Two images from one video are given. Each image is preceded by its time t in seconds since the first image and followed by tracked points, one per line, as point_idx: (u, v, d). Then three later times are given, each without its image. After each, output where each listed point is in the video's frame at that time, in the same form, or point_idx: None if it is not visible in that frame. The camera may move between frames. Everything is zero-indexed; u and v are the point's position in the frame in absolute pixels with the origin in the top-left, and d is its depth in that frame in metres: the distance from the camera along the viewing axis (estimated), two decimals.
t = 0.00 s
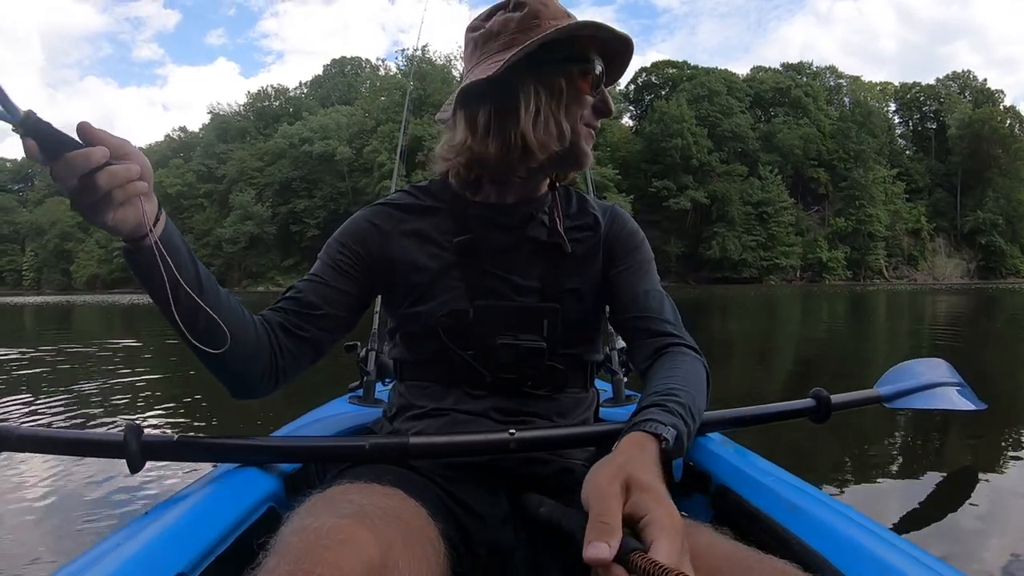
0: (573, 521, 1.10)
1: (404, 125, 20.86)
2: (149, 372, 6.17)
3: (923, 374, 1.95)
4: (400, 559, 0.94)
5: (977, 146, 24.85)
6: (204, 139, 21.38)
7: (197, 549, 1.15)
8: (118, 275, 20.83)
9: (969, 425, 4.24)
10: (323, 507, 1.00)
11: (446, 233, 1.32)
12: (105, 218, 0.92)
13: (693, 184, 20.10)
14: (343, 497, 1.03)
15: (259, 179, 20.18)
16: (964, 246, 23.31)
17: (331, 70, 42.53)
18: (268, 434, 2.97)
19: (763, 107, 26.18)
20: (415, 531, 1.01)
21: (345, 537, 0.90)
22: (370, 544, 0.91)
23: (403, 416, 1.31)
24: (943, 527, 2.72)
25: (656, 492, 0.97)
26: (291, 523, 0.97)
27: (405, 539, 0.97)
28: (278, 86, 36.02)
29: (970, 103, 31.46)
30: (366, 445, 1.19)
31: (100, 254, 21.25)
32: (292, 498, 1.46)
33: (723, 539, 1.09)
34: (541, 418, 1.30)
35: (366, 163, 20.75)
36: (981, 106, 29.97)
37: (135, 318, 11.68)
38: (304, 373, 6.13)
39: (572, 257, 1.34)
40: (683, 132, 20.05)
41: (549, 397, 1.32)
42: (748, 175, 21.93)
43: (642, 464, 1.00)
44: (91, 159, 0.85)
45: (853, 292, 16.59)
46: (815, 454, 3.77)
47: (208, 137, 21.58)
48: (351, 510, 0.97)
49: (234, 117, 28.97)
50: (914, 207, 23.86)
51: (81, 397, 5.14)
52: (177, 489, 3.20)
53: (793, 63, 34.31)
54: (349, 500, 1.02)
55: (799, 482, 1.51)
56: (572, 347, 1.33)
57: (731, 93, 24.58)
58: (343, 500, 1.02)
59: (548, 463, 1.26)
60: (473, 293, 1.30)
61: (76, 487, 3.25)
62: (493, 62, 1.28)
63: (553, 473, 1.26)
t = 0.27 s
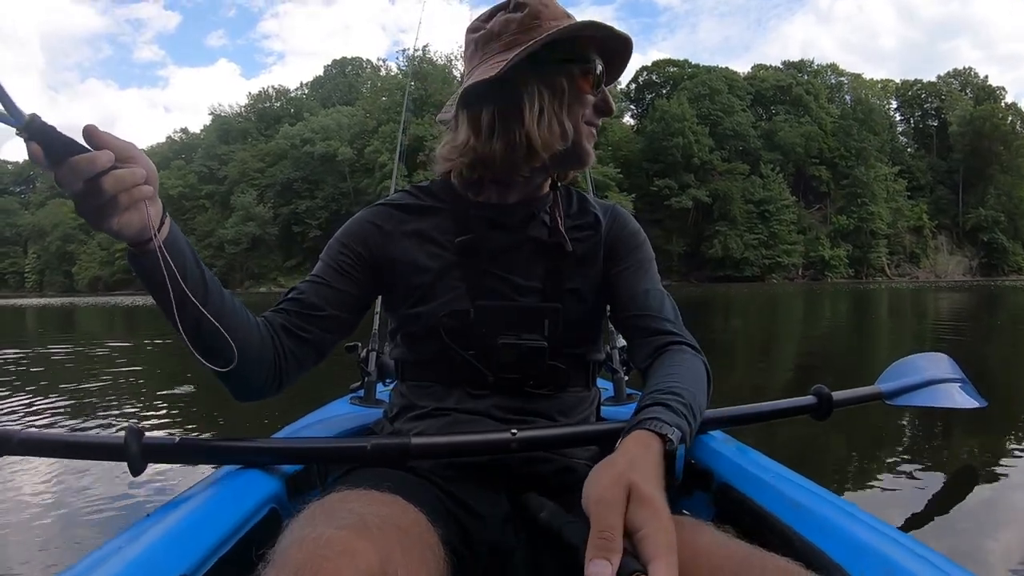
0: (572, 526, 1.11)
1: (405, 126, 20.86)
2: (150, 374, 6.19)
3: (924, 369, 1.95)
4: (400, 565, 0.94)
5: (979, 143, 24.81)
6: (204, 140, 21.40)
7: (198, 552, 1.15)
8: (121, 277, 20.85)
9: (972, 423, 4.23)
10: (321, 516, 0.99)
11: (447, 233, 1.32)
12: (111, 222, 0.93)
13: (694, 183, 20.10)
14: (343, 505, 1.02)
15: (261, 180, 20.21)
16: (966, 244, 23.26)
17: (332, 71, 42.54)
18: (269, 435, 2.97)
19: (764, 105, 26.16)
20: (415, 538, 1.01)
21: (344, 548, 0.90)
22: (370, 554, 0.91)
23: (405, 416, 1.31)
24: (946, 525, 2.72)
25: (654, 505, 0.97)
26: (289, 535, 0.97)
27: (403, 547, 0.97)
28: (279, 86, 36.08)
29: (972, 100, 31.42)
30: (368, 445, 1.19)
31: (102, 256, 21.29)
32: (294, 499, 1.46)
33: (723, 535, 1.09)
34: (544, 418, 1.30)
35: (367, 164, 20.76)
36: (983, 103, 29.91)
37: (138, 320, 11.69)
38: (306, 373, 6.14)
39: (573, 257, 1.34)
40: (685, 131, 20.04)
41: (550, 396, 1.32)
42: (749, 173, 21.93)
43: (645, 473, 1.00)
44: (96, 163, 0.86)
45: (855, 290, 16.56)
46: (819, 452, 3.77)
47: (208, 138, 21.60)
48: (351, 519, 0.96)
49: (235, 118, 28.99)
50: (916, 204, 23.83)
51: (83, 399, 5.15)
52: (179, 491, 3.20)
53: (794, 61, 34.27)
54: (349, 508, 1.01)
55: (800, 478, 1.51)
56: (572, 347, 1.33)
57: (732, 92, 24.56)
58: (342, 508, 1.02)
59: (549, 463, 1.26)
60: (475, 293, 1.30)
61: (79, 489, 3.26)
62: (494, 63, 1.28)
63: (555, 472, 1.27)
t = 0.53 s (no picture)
0: (571, 530, 1.11)
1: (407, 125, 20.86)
2: (152, 374, 6.19)
3: (924, 368, 1.95)
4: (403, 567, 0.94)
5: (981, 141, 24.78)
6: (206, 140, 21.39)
7: (199, 553, 1.15)
8: (123, 277, 20.87)
9: (974, 421, 4.23)
10: (324, 520, 1.00)
11: (447, 232, 1.32)
12: (133, 208, 0.93)
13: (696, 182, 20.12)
14: (346, 508, 1.02)
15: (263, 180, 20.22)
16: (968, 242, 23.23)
17: (334, 71, 42.53)
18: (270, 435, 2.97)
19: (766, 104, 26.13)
20: (417, 539, 1.01)
21: (347, 552, 0.90)
22: (374, 556, 0.91)
23: (405, 415, 1.31)
24: (947, 525, 2.71)
25: (650, 509, 0.96)
26: (293, 539, 0.97)
27: (406, 549, 0.97)
28: (281, 86, 36.16)
29: (973, 98, 31.38)
30: (370, 445, 1.19)
31: (105, 256, 21.30)
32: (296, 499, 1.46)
33: (723, 534, 1.09)
34: (544, 417, 1.30)
35: (369, 164, 20.78)
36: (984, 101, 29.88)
37: (140, 321, 11.70)
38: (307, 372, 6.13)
39: (573, 257, 1.34)
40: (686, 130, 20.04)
41: (549, 395, 1.32)
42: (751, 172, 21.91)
43: (641, 474, 0.99)
44: (122, 144, 0.86)
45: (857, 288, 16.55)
46: (821, 451, 3.76)
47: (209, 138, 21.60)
48: (353, 522, 0.97)
49: (237, 118, 29.05)
50: (918, 203, 23.82)
51: (84, 399, 5.15)
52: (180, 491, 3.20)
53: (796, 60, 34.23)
54: (352, 512, 1.01)
55: (800, 477, 1.51)
56: (573, 347, 1.34)
57: (734, 90, 24.54)
58: (345, 511, 1.02)
59: (550, 464, 1.26)
60: (475, 292, 1.30)
61: (80, 490, 3.26)
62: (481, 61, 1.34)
63: (555, 473, 1.27)
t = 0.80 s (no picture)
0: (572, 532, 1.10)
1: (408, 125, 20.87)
2: (154, 373, 6.19)
3: (924, 367, 1.94)
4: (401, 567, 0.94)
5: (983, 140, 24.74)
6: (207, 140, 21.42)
7: (200, 553, 1.15)
8: (125, 278, 20.90)
9: (976, 420, 4.22)
10: (321, 519, 1.00)
11: (446, 232, 1.33)
12: (188, 176, 0.96)
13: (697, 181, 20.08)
14: (345, 508, 1.03)
15: (265, 180, 20.26)
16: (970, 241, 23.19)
17: (336, 71, 42.53)
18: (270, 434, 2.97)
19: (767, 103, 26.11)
20: (416, 540, 1.01)
21: (347, 551, 0.90)
22: (373, 556, 0.91)
23: (404, 415, 1.31)
24: (948, 524, 2.70)
25: (649, 505, 0.96)
26: (290, 539, 0.97)
27: (404, 548, 0.97)
28: (282, 86, 36.18)
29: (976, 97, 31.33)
30: (370, 444, 1.19)
31: (107, 256, 21.32)
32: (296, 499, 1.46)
33: (723, 534, 1.09)
34: (544, 416, 1.30)
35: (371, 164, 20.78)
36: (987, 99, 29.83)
37: (143, 321, 11.72)
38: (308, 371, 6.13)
39: (571, 257, 1.34)
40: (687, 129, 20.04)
41: (548, 394, 1.32)
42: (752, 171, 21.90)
43: (644, 473, 0.99)
44: (194, 109, 0.91)
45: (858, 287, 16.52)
46: (822, 450, 3.76)
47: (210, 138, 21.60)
48: (352, 522, 0.97)
49: (238, 117, 29.05)
50: (920, 202, 23.80)
51: (85, 399, 5.15)
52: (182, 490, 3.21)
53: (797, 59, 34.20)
54: (350, 511, 1.02)
55: (800, 477, 1.51)
56: (572, 347, 1.33)
57: (735, 90, 24.53)
58: (344, 511, 1.02)
59: (549, 464, 1.26)
60: (475, 292, 1.31)
61: (81, 489, 3.26)
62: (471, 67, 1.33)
63: (555, 473, 1.27)
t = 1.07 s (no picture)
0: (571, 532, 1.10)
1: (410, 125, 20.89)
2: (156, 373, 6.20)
3: (925, 368, 1.94)
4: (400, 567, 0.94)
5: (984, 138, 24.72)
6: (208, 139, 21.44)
7: (199, 553, 1.15)
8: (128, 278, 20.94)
9: (978, 419, 4.22)
10: (323, 517, 1.00)
11: (445, 231, 1.33)
12: (255, 146, 0.93)
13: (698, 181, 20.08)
14: (347, 506, 1.03)
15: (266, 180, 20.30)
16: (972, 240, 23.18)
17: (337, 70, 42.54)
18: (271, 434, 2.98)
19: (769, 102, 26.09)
20: (416, 538, 1.02)
21: (347, 549, 0.90)
22: (371, 555, 0.91)
23: (405, 413, 1.31)
24: (949, 523, 2.70)
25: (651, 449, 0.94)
26: (291, 536, 0.98)
27: (403, 548, 0.97)
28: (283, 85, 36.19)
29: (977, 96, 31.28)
30: (370, 443, 1.19)
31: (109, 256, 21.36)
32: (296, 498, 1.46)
33: (724, 533, 1.09)
34: (544, 415, 1.30)
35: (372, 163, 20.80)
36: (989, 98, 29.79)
37: (145, 320, 11.75)
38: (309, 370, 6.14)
39: (569, 256, 1.34)
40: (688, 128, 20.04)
41: (547, 391, 1.32)
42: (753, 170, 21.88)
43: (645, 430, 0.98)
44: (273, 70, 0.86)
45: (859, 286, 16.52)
46: (824, 449, 3.76)
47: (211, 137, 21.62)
48: (350, 522, 0.97)
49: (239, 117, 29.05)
50: (922, 200, 23.78)
51: (87, 398, 5.17)
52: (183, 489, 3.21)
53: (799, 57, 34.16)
54: (351, 509, 1.02)
55: (800, 476, 1.51)
56: (571, 344, 1.33)
57: (737, 89, 24.51)
58: (345, 510, 1.02)
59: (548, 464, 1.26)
60: (474, 291, 1.31)
61: (84, 489, 3.27)
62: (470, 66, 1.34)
63: (554, 473, 1.27)
